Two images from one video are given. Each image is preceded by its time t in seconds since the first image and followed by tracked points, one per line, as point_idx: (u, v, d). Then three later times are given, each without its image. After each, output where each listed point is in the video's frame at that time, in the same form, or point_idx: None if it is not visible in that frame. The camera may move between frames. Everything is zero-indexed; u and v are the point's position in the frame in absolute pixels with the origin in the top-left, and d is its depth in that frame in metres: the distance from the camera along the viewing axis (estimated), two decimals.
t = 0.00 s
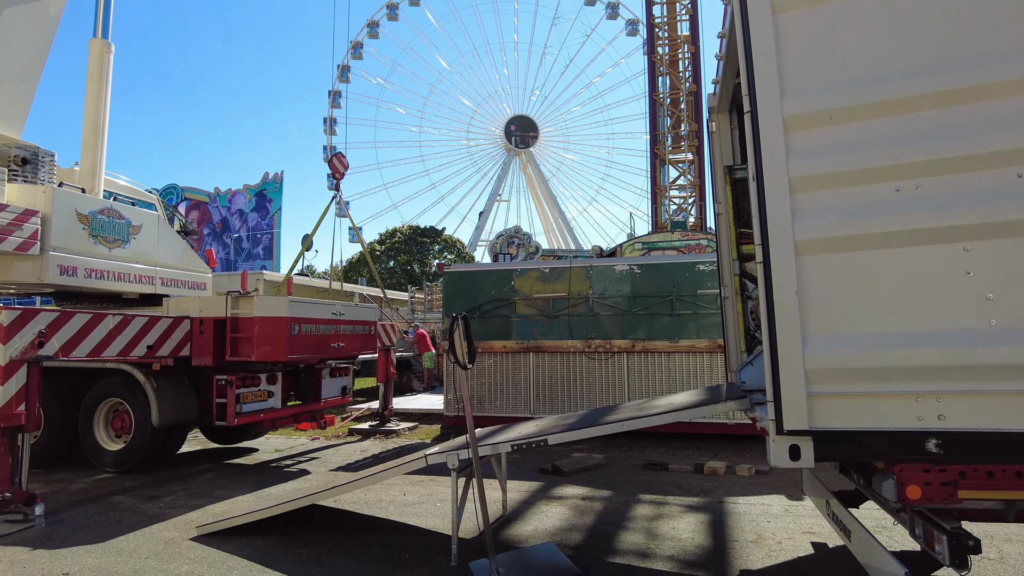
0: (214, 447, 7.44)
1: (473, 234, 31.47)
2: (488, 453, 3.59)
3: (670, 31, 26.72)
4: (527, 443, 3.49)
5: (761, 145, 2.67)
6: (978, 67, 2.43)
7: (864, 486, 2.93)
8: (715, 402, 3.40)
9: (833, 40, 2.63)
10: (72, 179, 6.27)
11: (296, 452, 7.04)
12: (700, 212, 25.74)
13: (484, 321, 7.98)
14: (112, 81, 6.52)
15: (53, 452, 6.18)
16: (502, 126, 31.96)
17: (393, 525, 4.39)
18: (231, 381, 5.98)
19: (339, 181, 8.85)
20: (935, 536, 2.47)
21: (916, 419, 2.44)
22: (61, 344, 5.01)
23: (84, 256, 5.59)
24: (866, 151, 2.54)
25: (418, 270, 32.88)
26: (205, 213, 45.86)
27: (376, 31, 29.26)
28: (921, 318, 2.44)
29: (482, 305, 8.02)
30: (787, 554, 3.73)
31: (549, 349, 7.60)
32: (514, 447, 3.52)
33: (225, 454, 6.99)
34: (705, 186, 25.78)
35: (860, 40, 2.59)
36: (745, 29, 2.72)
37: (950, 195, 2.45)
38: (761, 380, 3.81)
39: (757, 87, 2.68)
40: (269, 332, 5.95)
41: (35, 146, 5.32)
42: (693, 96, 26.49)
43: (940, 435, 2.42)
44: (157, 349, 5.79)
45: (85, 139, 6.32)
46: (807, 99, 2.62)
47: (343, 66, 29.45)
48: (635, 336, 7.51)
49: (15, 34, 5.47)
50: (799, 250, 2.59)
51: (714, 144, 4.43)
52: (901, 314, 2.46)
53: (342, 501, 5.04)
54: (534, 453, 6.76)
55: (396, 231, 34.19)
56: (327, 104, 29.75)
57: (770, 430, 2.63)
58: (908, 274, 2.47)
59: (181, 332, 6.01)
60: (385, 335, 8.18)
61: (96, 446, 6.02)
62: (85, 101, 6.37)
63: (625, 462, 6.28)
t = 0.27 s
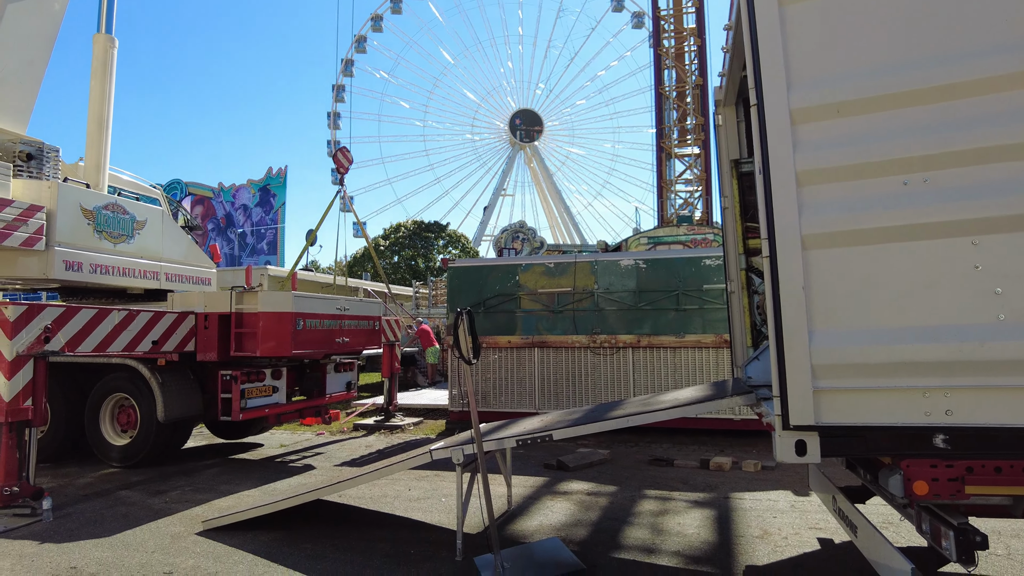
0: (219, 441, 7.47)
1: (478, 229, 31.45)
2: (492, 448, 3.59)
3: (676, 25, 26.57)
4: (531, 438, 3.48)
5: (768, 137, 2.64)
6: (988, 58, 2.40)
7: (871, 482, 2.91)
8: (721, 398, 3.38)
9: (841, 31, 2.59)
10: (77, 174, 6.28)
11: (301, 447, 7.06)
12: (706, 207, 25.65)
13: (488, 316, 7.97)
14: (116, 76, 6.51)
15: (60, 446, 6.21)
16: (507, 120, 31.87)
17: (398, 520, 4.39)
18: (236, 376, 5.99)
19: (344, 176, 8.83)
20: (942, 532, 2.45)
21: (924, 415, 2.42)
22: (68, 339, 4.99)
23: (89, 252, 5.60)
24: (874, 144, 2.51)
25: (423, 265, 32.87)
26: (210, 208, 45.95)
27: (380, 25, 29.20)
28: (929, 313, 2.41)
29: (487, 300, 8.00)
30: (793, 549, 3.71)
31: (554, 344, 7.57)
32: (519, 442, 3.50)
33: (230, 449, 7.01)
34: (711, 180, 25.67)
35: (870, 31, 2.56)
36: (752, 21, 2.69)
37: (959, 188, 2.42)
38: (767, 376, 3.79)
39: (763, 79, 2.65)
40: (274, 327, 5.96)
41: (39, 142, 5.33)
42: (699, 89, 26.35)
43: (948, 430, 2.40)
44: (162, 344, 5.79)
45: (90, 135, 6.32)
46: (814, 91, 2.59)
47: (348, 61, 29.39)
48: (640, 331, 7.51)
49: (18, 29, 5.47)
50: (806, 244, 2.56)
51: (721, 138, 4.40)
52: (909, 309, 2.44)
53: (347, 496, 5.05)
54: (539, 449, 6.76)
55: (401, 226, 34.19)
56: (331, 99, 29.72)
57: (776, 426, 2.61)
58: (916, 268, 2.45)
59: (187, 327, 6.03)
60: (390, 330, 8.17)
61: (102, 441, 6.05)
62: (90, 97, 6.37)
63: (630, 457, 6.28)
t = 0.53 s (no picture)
0: (230, 437, 7.54)
1: (486, 226, 31.49)
2: (501, 444, 3.61)
3: (683, 21, 26.46)
4: (540, 434, 3.49)
5: (776, 134, 2.64)
6: (998, 54, 2.39)
7: (880, 478, 2.91)
8: (728, 394, 3.39)
9: (850, 27, 2.59)
10: (90, 173, 6.35)
11: (311, 443, 7.12)
12: (714, 204, 25.56)
13: (496, 314, 8.00)
14: (127, 75, 6.57)
15: (74, 442, 6.29)
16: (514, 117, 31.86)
17: (407, 516, 4.42)
18: (247, 373, 6.04)
19: (353, 174, 8.88)
20: (951, 529, 2.45)
21: (933, 411, 2.42)
22: (81, 335, 5.04)
23: (101, 250, 5.66)
24: (883, 140, 2.51)
25: (431, 262, 32.93)
26: (220, 206, 46.21)
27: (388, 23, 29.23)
28: (938, 309, 2.41)
29: (495, 297, 8.03)
30: (802, 546, 3.71)
31: (562, 341, 7.60)
32: (528, 438, 3.52)
33: (241, 445, 7.08)
34: (719, 177, 25.57)
35: (879, 27, 2.55)
36: (760, 17, 2.69)
37: (968, 184, 2.42)
38: (775, 372, 3.80)
39: (771, 76, 2.65)
40: (284, 324, 6.00)
41: (52, 141, 5.40)
42: (707, 86, 26.24)
43: (957, 427, 2.40)
44: (174, 341, 5.83)
45: (102, 134, 6.39)
46: (822, 87, 2.59)
47: (355, 58, 29.46)
48: (648, 328, 7.50)
49: (31, 29, 5.53)
50: (814, 241, 2.57)
51: (729, 134, 4.40)
52: (917, 305, 2.43)
53: (356, 491, 5.09)
54: (547, 445, 6.78)
55: (409, 224, 34.28)
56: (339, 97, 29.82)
57: (784, 422, 2.62)
58: (925, 264, 2.44)
59: (198, 324, 6.08)
60: (399, 327, 8.22)
61: (115, 437, 6.12)
62: (101, 96, 6.43)
63: (637, 454, 6.29)
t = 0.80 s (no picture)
0: (240, 434, 7.59)
1: (493, 224, 31.50)
2: (509, 441, 3.62)
3: (691, 17, 26.34)
4: (548, 431, 3.50)
5: (786, 131, 2.63)
6: (1011, 49, 2.37)
7: (890, 476, 2.90)
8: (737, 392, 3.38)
9: (860, 24, 2.57)
10: (101, 172, 6.40)
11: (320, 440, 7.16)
12: (722, 201, 25.45)
13: (504, 311, 8.01)
14: (138, 74, 6.62)
15: (86, 438, 6.36)
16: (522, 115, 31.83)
17: (416, 512, 4.44)
18: (257, 370, 6.08)
19: (361, 172, 8.91)
20: (962, 528, 2.44)
21: (944, 410, 2.41)
22: (93, 333, 5.09)
23: (113, 248, 5.71)
24: (894, 137, 2.50)
25: (438, 260, 32.97)
26: (229, 205, 46.45)
27: (395, 22, 29.27)
28: (949, 307, 2.40)
29: (503, 295, 8.03)
30: (811, 544, 3.71)
31: (570, 339, 7.61)
32: (536, 435, 3.53)
33: (251, 442, 7.13)
34: (727, 174, 25.46)
35: (889, 23, 2.54)
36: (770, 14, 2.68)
37: (980, 181, 2.40)
38: (784, 370, 3.79)
39: (781, 73, 2.65)
40: (294, 322, 6.03)
41: (65, 140, 5.45)
42: (715, 82, 26.11)
43: (968, 425, 2.39)
44: (185, 339, 5.86)
45: (113, 133, 6.44)
46: (832, 84, 2.58)
47: (363, 57, 29.52)
48: (656, 325, 7.49)
49: (44, 30, 5.59)
50: (824, 238, 2.56)
51: (737, 131, 4.38)
52: (928, 303, 2.42)
53: (366, 488, 5.12)
54: (555, 442, 6.79)
55: (416, 222, 34.35)
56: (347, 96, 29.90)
57: (794, 420, 2.61)
58: (936, 262, 2.43)
59: (207, 322, 6.08)
60: (407, 324, 8.25)
61: (127, 434, 6.18)
62: (112, 95, 6.49)
63: (645, 451, 6.29)
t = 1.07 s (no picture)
0: (251, 431, 7.65)
1: (502, 222, 31.51)
2: (518, 439, 3.63)
3: (700, 14, 26.21)
4: (558, 429, 3.51)
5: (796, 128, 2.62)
6: None
7: (901, 475, 2.88)
8: (747, 390, 3.37)
9: (871, 20, 2.55)
10: (112, 171, 6.45)
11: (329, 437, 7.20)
12: (731, 198, 25.34)
13: (513, 309, 8.01)
14: (148, 74, 6.66)
15: (99, 435, 6.42)
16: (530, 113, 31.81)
17: (426, 509, 4.46)
18: (267, 368, 6.12)
19: (369, 170, 8.93)
20: (975, 527, 2.42)
21: (956, 408, 2.40)
22: (106, 331, 5.14)
23: (124, 247, 5.76)
24: (905, 134, 2.48)
25: (446, 258, 33.03)
26: (238, 203, 46.73)
27: (403, 20, 29.29)
28: (961, 305, 2.38)
29: (511, 293, 8.04)
30: (821, 542, 3.69)
31: (578, 337, 7.61)
32: (545, 433, 3.54)
33: (261, 439, 7.18)
34: (736, 171, 25.33)
35: (901, 19, 2.52)
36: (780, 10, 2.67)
37: (992, 178, 2.38)
38: (794, 368, 3.78)
39: (791, 70, 2.63)
40: (303, 320, 6.06)
41: (77, 140, 5.49)
42: (724, 79, 25.97)
43: (980, 424, 2.38)
44: (195, 337, 5.90)
45: (124, 133, 6.50)
46: (842, 81, 2.57)
47: (371, 55, 29.59)
48: (665, 323, 7.48)
49: (56, 31, 5.64)
50: (834, 236, 2.54)
51: (747, 128, 4.36)
52: (940, 301, 2.40)
53: (375, 485, 5.15)
54: (564, 440, 6.80)
55: (425, 220, 34.41)
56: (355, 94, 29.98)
57: (804, 418, 2.60)
58: (948, 260, 2.41)
59: (218, 320, 6.11)
60: (416, 322, 8.27)
61: (139, 431, 6.25)
62: (124, 95, 6.54)
63: (654, 449, 6.29)
